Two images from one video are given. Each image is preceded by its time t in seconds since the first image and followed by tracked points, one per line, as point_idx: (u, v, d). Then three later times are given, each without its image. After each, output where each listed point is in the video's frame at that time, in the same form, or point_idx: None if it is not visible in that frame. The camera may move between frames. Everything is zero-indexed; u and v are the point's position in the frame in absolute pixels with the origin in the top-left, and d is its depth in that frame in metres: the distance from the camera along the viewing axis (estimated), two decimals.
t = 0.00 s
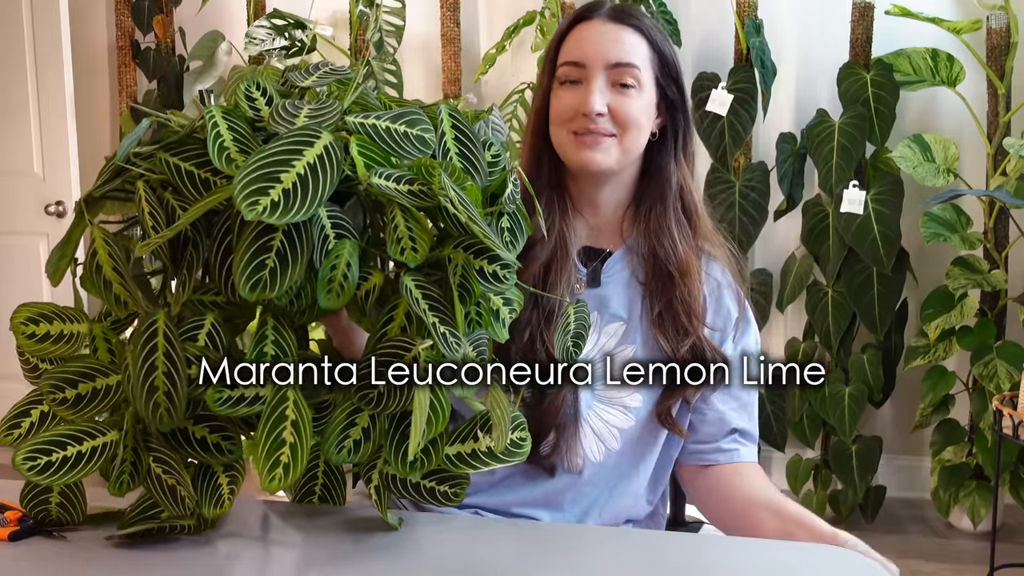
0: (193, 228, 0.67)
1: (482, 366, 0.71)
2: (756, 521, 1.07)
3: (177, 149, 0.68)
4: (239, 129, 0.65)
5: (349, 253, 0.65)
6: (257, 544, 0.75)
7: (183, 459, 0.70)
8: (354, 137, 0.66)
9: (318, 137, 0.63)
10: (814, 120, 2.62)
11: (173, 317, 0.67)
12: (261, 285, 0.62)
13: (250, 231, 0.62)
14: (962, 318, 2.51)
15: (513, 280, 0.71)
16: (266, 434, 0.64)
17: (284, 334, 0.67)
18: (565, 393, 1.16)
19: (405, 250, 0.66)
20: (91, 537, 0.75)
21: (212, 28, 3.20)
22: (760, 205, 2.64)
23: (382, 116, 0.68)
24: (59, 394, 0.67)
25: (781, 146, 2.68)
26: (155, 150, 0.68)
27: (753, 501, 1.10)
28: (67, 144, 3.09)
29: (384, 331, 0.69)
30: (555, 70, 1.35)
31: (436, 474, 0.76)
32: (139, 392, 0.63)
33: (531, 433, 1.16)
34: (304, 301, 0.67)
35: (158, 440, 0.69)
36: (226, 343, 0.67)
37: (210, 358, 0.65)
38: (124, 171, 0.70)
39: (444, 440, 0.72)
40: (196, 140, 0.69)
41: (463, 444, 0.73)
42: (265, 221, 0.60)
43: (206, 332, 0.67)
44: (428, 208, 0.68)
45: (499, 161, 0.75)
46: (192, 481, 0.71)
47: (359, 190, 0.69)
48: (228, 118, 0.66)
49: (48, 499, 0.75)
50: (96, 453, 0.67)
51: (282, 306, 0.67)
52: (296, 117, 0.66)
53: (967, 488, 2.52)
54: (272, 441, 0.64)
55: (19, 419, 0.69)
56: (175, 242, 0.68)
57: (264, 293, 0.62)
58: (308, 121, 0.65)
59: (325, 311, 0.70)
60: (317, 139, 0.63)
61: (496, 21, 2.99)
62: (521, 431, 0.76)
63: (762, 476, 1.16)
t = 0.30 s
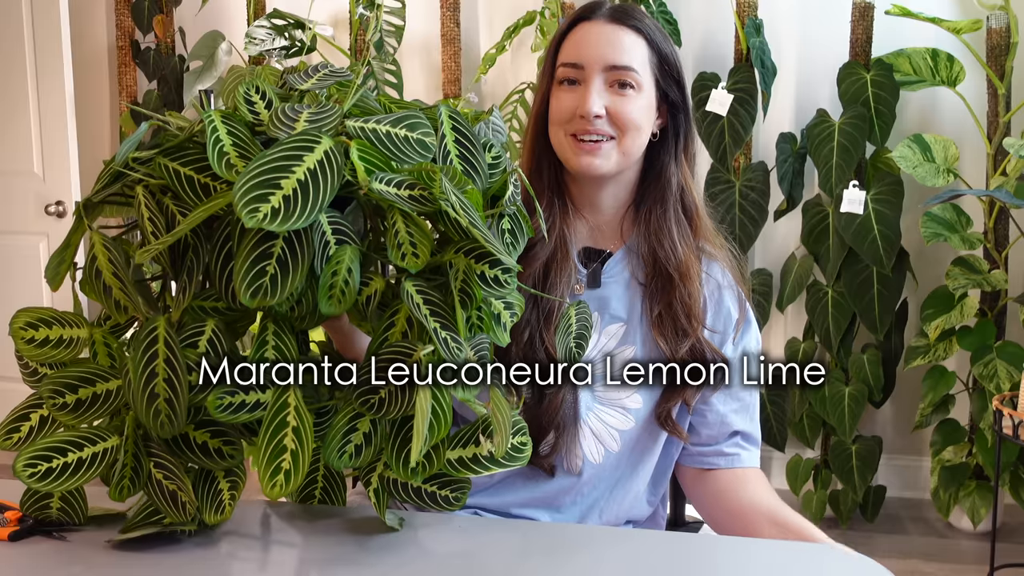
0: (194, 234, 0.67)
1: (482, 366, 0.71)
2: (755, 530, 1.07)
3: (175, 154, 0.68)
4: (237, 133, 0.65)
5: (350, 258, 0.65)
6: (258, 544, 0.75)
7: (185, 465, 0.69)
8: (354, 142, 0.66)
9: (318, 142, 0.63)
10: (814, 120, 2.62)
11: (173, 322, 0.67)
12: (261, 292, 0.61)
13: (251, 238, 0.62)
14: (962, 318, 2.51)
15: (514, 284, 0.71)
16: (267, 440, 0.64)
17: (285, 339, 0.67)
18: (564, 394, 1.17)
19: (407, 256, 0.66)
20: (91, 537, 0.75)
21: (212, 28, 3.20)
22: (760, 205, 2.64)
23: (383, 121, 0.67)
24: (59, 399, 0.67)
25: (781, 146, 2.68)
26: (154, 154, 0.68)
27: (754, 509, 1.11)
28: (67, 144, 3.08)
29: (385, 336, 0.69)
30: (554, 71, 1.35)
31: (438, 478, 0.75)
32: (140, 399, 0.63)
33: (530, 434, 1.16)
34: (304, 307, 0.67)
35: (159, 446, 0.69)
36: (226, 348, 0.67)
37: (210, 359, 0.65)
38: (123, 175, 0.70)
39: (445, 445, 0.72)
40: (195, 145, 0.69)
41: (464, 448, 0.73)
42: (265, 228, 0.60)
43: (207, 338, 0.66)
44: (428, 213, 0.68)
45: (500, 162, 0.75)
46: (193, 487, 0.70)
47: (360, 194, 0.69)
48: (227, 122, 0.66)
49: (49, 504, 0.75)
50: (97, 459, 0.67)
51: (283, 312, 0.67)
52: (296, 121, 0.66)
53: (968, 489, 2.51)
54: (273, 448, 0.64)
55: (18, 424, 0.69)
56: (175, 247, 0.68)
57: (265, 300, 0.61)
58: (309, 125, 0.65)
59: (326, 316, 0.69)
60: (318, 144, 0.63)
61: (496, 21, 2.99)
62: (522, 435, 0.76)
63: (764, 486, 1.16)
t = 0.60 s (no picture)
0: (194, 235, 0.67)
1: (482, 366, 0.71)
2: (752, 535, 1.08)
3: (175, 155, 0.68)
4: (237, 134, 0.65)
5: (350, 260, 0.65)
6: (258, 544, 0.75)
7: (185, 466, 0.69)
8: (355, 143, 0.66)
9: (318, 144, 0.63)
10: (814, 120, 2.62)
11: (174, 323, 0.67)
12: (261, 294, 0.61)
13: (251, 239, 0.62)
14: (962, 318, 2.50)
15: (515, 286, 0.71)
16: (267, 441, 0.64)
17: (285, 341, 0.67)
18: (565, 394, 1.16)
19: (407, 257, 0.66)
20: (91, 537, 0.75)
21: (212, 28, 3.20)
22: (760, 205, 2.64)
23: (382, 122, 0.67)
24: (59, 400, 0.67)
25: (781, 146, 2.68)
26: (154, 155, 0.68)
27: (752, 514, 1.11)
28: (67, 144, 3.08)
29: (385, 337, 0.69)
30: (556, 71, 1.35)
31: (438, 479, 0.75)
32: (140, 400, 0.63)
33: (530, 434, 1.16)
34: (304, 308, 0.67)
35: (160, 447, 0.69)
36: (226, 349, 0.67)
37: (210, 359, 0.65)
38: (123, 176, 0.70)
39: (445, 447, 0.72)
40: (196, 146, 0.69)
41: (464, 450, 0.73)
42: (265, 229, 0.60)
43: (207, 339, 0.66)
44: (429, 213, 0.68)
45: (501, 163, 0.74)
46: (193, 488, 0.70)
47: (360, 195, 0.69)
48: (227, 123, 0.66)
49: (49, 505, 0.75)
50: (97, 461, 0.67)
51: (283, 314, 0.67)
52: (296, 121, 0.66)
53: (968, 489, 2.52)
54: (273, 449, 0.64)
55: (18, 425, 0.69)
56: (175, 249, 0.68)
57: (265, 301, 0.61)
58: (309, 126, 0.65)
59: (326, 318, 0.69)
60: (318, 145, 0.63)
61: (496, 21, 2.99)
62: (522, 436, 0.76)
63: (763, 490, 1.17)
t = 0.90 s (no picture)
0: (195, 234, 0.67)
1: (482, 366, 0.71)
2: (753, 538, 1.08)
3: (175, 156, 0.68)
4: (237, 133, 0.66)
5: (351, 257, 0.65)
6: (259, 543, 0.75)
7: (185, 468, 0.69)
8: (355, 141, 0.66)
9: (318, 142, 0.63)
10: (814, 120, 2.62)
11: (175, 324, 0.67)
12: (263, 292, 0.61)
13: (252, 238, 0.62)
14: (962, 317, 2.50)
15: (516, 283, 0.71)
16: (268, 440, 0.64)
17: (286, 340, 0.67)
18: (566, 393, 1.16)
19: (408, 254, 0.66)
20: (92, 537, 0.75)
21: (212, 28, 3.20)
22: (760, 205, 2.64)
23: (382, 120, 0.68)
24: (60, 402, 0.67)
25: (781, 146, 2.68)
26: (155, 156, 0.68)
27: (753, 518, 1.11)
28: (67, 144, 3.08)
29: (386, 335, 0.69)
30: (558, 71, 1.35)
31: (440, 477, 0.75)
32: (142, 401, 0.63)
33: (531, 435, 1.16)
34: (306, 307, 0.67)
35: (160, 449, 0.69)
36: (227, 349, 0.67)
37: (210, 359, 0.65)
38: (123, 177, 0.70)
39: (446, 444, 0.72)
40: (195, 147, 0.69)
41: (466, 447, 0.73)
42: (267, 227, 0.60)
43: (208, 339, 0.66)
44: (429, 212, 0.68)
45: (499, 162, 0.75)
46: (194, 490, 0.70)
47: (360, 193, 0.69)
48: (227, 123, 0.66)
49: (48, 506, 0.75)
50: (98, 463, 0.67)
51: (285, 312, 0.67)
52: (296, 120, 0.66)
53: (968, 489, 2.52)
54: (276, 448, 0.64)
55: (19, 427, 0.69)
56: (175, 249, 0.68)
57: (267, 300, 0.61)
58: (309, 125, 0.65)
59: (327, 316, 0.69)
60: (318, 143, 0.63)
61: (496, 21, 2.99)
62: (523, 434, 0.76)
63: (765, 493, 1.16)
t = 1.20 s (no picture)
0: (195, 232, 0.67)
1: (482, 366, 0.70)
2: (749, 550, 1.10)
3: (177, 152, 0.68)
4: (237, 128, 0.65)
5: (352, 254, 0.65)
6: (259, 543, 0.75)
7: (185, 465, 0.69)
8: (356, 139, 0.66)
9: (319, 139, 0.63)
10: (814, 120, 2.62)
11: (176, 321, 0.68)
12: (263, 288, 0.61)
13: (252, 235, 0.62)
14: (962, 317, 2.50)
15: (516, 282, 0.71)
16: (267, 438, 0.64)
17: (287, 338, 0.67)
18: (566, 394, 1.17)
19: (408, 252, 0.67)
20: (92, 537, 0.75)
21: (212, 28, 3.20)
22: (760, 205, 2.64)
23: (383, 118, 0.68)
24: (60, 399, 0.67)
25: (781, 146, 2.68)
26: (156, 153, 0.68)
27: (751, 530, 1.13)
28: (67, 144, 3.08)
29: (386, 332, 0.69)
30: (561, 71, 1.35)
31: (438, 476, 0.74)
32: (142, 398, 0.63)
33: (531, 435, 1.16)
34: (306, 304, 0.68)
35: (160, 446, 0.69)
36: (228, 346, 0.67)
37: (210, 359, 0.65)
38: (124, 174, 0.70)
39: (444, 442, 0.72)
40: (196, 144, 0.68)
41: (465, 446, 0.73)
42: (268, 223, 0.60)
43: (208, 336, 0.66)
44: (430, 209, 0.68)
45: (500, 161, 0.74)
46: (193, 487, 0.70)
47: (361, 191, 0.69)
48: (229, 120, 0.66)
49: (49, 503, 0.76)
50: (98, 460, 0.67)
51: (285, 309, 0.68)
52: (297, 118, 0.66)
53: (968, 489, 2.52)
54: (274, 445, 0.64)
55: (19, 423, 0.69)
56: (176, 246, 0.68)
57: (267, 296, 0.61)
58: (310, 123, 0.65)
59: (328, 314, 0.70)
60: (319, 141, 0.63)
61: (496, 21, 2.99)
62: (522, 433, 0.76)
63: (762, 503, 1.18)
